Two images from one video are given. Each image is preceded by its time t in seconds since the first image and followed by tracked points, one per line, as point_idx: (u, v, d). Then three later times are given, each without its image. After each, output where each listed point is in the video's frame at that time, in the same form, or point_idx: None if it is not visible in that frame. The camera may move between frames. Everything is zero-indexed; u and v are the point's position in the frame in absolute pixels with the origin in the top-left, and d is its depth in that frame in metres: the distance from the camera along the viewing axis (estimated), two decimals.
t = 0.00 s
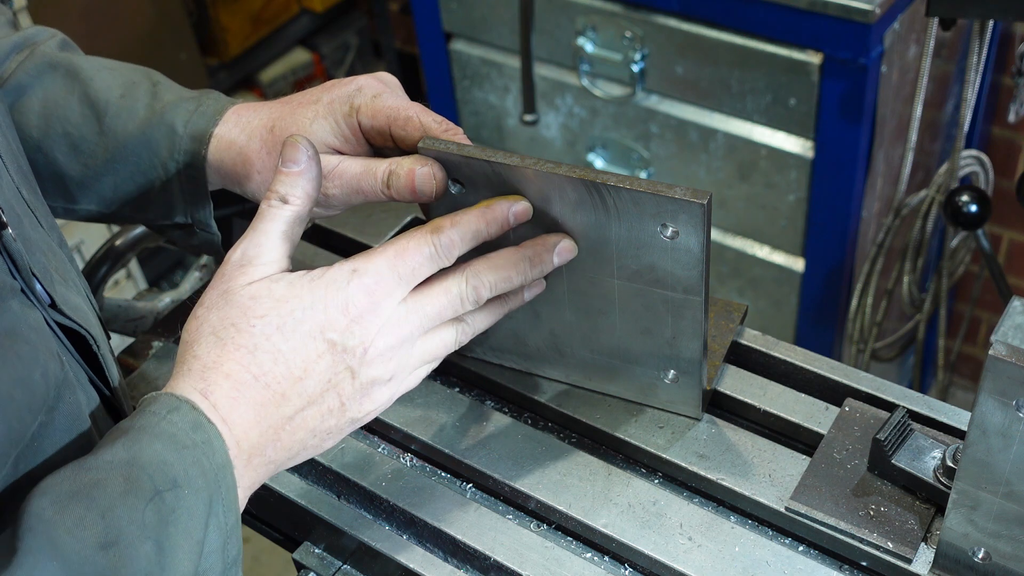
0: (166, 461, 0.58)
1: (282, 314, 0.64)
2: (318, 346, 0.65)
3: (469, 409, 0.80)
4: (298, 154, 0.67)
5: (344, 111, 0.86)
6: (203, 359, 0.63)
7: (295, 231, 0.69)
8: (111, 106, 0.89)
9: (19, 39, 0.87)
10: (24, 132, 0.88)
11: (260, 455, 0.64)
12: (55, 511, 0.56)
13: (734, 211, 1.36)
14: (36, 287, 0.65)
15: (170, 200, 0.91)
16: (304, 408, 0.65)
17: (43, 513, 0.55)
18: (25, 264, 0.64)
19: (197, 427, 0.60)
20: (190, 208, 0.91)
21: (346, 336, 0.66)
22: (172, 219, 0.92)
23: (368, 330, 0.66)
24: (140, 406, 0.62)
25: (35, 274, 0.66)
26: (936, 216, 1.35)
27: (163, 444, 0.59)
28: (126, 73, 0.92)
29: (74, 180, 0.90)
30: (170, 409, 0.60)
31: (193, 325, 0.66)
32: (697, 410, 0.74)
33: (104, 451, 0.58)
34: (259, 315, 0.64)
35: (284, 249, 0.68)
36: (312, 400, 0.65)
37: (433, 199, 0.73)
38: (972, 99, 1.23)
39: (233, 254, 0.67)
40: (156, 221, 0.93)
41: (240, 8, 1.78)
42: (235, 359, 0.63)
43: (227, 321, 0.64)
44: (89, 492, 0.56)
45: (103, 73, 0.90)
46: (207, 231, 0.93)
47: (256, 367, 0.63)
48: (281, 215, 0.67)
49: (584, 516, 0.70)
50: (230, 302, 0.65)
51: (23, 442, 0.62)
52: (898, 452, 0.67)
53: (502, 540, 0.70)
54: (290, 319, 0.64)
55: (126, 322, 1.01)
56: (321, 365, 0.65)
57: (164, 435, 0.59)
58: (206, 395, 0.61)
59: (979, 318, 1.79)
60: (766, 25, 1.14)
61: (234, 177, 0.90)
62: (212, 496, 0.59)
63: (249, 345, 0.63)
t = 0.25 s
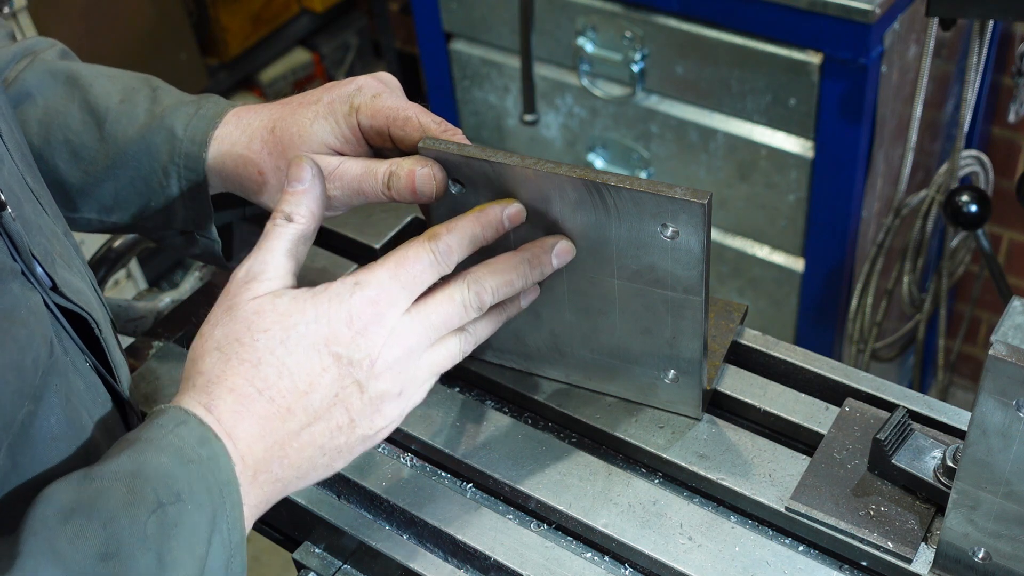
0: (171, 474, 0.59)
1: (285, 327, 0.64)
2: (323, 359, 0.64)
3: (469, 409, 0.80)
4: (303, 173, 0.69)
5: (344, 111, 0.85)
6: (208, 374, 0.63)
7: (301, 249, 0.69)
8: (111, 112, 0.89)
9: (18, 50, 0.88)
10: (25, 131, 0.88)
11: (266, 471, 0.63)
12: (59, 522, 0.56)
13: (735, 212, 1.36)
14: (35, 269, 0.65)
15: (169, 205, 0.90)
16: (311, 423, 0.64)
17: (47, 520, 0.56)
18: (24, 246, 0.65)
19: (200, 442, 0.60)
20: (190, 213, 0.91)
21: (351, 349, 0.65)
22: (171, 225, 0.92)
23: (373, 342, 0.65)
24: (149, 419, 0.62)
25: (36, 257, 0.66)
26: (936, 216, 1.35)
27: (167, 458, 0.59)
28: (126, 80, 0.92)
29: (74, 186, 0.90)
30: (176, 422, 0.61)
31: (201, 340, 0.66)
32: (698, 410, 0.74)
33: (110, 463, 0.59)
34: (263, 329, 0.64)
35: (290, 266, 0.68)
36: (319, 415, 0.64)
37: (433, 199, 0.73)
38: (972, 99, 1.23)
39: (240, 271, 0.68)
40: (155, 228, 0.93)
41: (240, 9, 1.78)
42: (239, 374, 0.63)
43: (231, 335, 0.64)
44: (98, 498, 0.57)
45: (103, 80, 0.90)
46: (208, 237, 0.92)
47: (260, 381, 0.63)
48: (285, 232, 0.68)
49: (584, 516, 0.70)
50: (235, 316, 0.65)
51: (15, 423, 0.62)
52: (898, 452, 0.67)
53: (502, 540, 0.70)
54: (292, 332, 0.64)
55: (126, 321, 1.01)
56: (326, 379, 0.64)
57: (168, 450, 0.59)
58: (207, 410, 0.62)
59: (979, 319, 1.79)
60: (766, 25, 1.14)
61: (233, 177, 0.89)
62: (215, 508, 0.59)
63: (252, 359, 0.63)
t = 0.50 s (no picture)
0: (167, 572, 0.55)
1: (312, 429, 0.62)
2: (345, 470, 0.62)
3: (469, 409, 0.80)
4: (367, 326, 0.72)
5: (349, 100, 0.87)
6: (224, 462, 0.61)
7: (343, 377, 0.70)
8: (113, 94, 0.88)
9: (18, 31, 0.88)
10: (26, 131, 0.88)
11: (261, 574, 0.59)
12: None
13: (735, 212, 1.36)
14: (39, 258, 0.64)
15: (171, 183, 0.90)
16: (317, 535, 0.61)
17: None
18: (28, 235, 0.63)
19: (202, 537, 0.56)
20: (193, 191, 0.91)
21: (375, 465, 0.63)
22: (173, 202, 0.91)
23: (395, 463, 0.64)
24: (151, 501, 0.59)
25: (40, 247, 0.65)
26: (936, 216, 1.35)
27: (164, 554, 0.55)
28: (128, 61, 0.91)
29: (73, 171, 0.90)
30: (179, 513, 0.57)
31: (225, 430, 0.64)
32: (698, 410, 0.74)
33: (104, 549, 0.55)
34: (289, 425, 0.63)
35: (326, 382, 0.68)
36: (327, 526, 0.61)
37: (432, 199, 0.73)
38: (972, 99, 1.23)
39: (275, 378, 0.68)
40: (156, 206, 0.93)
41: (240, 8, 1.78)
42: (255, 467, 0.60)
43: (255, 427, 0.63)
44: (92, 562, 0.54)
45: (104, 61, 0.89)
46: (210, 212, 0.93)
47: (276, 480, 0.60)
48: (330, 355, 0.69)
49: (584, 516, 0.70)
50: (265, 410, 0.64)
51: (25, 412, 0.59)
52: (898, 452, 0.67)
53: (502, 540, 0.70)
54: (318, 437, 0.62)
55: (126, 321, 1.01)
56: (344, 491, 0.62)
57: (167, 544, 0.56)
58: (214, 502, 0.59)
59: (979, 319, 1.79)
60: (766, 25, 1.14)
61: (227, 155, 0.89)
62: None
63: (274, 457, 0.61)
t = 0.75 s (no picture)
0: None
1: (418, 456, 0.57)
2: (451, 502, 0.56)
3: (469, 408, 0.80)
4: (445, 334, 0.66)
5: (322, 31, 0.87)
6: (322, 490, 0.55)
7: (434, 391, 0.63)
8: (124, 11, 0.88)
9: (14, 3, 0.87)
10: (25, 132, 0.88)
11: None
12: None
13: (735, 211, 1.36)
14: (45, 264, 0.64)
15: (196, 88, 0.92)
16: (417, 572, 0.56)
17: None
18: (33, 241, 0.63)
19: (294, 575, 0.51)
20: (217, 92, 0.93)
21: (483, 494, 0.58)
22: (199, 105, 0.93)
23: (502, 496, 0.58)
24: (240, 529, 0.53)
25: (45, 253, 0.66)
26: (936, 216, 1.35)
27: None
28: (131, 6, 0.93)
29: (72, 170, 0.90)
30: (269, 545, 0.52)
31: (317, 451, 0.58)
32: (697, 410, 0.74)
33: None
34: (392, 452, 0.57)
35: (421, 399, 0.61)
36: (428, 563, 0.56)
37: (431, 198, 0.73)
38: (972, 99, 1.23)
39: (365, 391, 0.61)
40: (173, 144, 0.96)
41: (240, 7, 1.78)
42: (354, 497, 0.55)
43: (356, 451, 0.56)
44: None
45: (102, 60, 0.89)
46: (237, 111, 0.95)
47: (378, 512, 0.55)
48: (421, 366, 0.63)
49: (584, 516, 0.70)
50: (364, 431, 0.58)
51: (25, 421, 0.60)
52: (898, 453, 0.67)
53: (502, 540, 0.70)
54: (425, 467, 0.56)
55: (126, 321, 1.01)
56: (449, 524, 0.56)
57: None
58: (308, 534, 0.53)
59: (979, 319, 1.79)
60: (766, 25, 1.14)
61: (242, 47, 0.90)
62: None
63: (376, 486, 0.55)
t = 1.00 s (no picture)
0: None
1: (474, 448, 0.60)
2: (505, 492, 0.60)
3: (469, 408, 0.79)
4: (489, 318, 0.70)
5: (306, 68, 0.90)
6: (385, 483, 0.58)
7: (479, 379, 0.66)
8: (130, 34, 0.88)
9: None
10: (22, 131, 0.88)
11: None
12: None
13: (735, 211, 1.36)
14: (48, 278, 0.65)
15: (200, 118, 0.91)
16: (472, 558, 0.59)
17: None
18: (36, 255, 0.64)
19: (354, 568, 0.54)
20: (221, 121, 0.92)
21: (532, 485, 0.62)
22: (202, 136, 0.93)
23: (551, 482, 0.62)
24: (299, 524, 0.56)
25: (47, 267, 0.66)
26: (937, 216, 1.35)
27: None
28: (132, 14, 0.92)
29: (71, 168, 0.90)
30: (328, 541, 0.54)
31: (374, 444, 0.61)
32: (697, 411, 0.74)
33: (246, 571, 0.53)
34: (450, 444, 0.60)
35: (470, 387, 0.65)
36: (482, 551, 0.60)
37: (431, 198, 0.73)
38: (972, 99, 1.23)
39: (417, 380, 0.64)
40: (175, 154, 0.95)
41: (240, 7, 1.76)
42: (416, 488, 0.58)
43: (414, 444, 0.60)
44: None
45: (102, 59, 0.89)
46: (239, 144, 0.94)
47: (440, 503, 0.58)
48: (468, 354, 0.66)
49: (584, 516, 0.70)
50: (421, 425, 0.61)
51: (32, 437, 0.60)
52: (898, 453, 0.67)
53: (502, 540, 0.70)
54: (481, 457, 0.60)
55: (125, 322, 1.01)
56: (505, 511, 0.60)
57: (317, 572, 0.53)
58: (373, 526, 0.56)
59: (979, 319, 1.79)
60: (766, 25, 1.14)
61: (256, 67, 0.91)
62: None
63: (434, 480, 0.58)
